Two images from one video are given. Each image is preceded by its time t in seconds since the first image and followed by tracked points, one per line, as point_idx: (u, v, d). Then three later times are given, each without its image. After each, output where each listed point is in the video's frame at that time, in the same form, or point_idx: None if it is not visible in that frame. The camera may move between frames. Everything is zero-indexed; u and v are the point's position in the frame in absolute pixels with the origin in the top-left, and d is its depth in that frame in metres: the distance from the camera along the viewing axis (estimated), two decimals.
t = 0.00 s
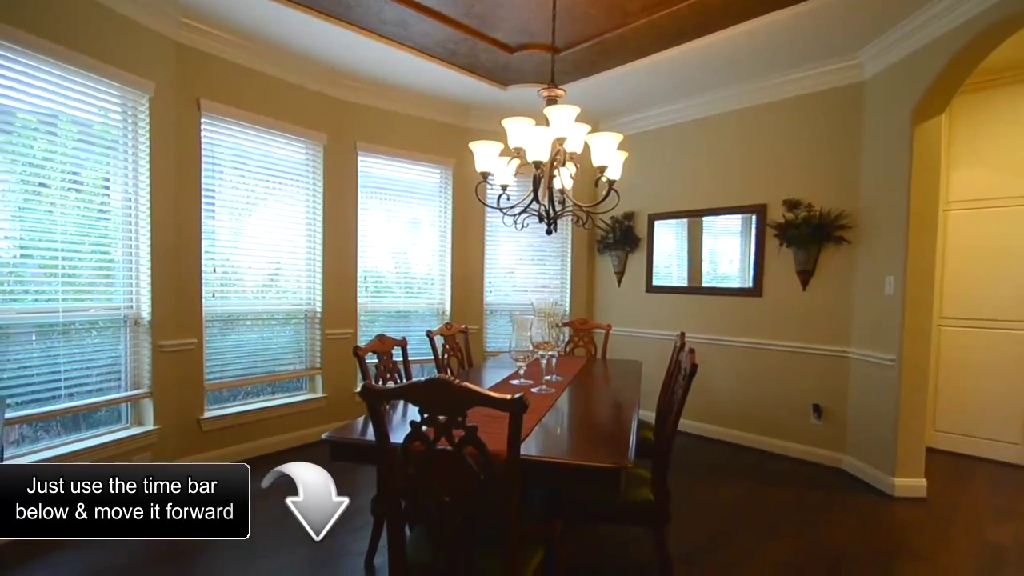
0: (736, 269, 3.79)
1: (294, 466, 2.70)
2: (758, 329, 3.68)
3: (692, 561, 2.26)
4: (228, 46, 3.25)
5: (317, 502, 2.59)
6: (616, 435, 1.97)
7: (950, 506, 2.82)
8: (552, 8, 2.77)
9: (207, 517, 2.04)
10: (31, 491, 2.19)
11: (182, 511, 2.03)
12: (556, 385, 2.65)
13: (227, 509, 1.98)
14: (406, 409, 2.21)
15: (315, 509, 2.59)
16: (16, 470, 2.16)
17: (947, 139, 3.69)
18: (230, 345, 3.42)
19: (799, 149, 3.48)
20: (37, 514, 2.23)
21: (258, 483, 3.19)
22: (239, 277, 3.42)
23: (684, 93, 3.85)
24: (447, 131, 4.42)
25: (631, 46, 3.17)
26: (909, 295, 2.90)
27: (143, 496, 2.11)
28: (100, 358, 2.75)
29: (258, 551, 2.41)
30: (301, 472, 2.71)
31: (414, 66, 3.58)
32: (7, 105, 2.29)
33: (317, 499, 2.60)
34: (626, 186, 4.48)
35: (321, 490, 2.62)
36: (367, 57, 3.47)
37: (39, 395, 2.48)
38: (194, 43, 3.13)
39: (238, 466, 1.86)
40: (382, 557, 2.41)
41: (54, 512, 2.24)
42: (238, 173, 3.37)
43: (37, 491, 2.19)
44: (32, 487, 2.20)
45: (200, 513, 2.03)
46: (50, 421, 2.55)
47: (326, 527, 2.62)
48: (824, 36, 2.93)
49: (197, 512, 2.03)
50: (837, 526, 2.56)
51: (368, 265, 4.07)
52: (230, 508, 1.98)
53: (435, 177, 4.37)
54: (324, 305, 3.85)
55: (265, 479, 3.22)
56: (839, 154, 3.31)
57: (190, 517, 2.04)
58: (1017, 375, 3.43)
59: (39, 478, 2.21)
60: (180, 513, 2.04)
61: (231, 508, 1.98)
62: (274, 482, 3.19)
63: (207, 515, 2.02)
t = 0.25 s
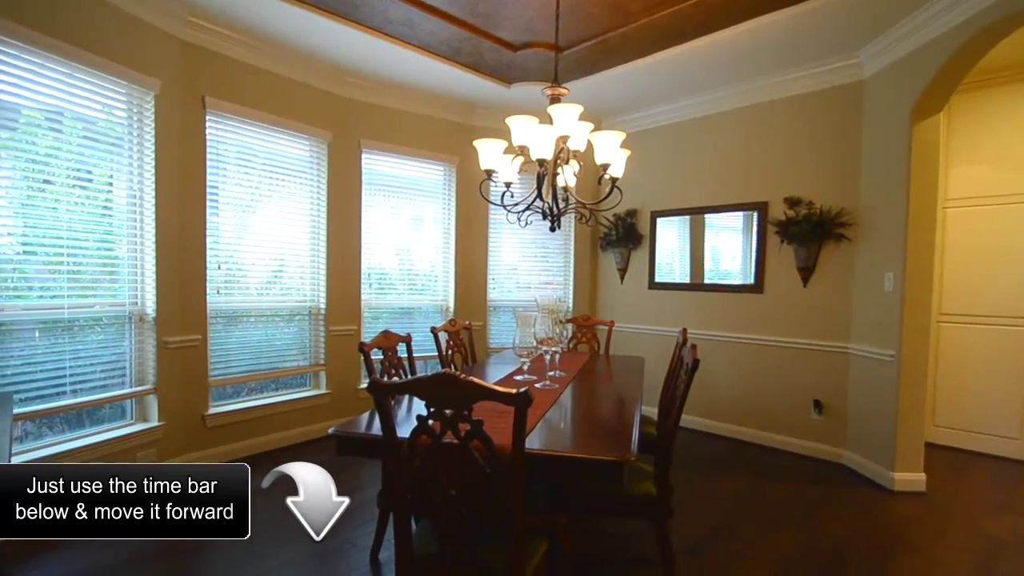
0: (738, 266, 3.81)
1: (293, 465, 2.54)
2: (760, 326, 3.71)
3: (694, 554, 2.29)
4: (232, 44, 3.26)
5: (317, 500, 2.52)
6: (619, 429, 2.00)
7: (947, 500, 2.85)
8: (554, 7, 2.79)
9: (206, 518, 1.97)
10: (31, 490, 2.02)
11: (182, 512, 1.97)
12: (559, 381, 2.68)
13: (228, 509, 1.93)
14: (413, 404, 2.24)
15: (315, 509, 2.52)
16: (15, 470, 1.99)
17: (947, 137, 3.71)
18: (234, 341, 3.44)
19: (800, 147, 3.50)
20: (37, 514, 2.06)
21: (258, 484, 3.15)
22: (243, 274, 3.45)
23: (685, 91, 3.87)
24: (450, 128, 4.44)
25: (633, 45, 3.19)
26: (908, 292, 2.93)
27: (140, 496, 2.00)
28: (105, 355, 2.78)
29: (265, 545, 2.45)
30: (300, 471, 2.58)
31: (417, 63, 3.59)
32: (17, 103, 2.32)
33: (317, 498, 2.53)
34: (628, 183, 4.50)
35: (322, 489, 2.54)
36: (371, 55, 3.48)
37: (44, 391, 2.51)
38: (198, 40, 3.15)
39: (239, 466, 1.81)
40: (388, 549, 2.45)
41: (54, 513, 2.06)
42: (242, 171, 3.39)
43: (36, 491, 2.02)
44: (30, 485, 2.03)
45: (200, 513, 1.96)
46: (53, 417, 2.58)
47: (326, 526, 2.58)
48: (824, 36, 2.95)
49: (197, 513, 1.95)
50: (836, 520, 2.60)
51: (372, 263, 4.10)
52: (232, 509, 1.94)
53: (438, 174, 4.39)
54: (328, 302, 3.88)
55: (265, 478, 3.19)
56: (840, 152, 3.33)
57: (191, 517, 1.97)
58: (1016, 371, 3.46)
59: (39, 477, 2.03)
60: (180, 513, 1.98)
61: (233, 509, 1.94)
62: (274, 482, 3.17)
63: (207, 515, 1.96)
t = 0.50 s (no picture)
0: (741, 264, 3.87)
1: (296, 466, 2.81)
2: (762, 323, 3.76)
3: (698, 545, 2.34)
4: (240, 43, 3.31)
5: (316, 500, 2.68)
6: (626, 423, 2.05)
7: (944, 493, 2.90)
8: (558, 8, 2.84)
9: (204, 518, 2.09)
10: (31, 491, 1.97)
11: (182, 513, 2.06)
12: (566, 376, 2.73)
13: (227, 509, 2.05)
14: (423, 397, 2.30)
15: (315, 509, 2.62)
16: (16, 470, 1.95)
17: (946, 136, 3.76)
18: (241, 338, 3.49)
19: (801, 147, 3.55)
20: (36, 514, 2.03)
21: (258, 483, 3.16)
22: (249, 271, 3.49)
23: (686, 91, 3.92)
24: (456, 127, 4.49)
25: (635, 45, 3.24)
26: (905, 289, 2.99)
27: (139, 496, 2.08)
28: (112, 351, 2.83)
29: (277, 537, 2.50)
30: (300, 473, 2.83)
31: (422, 62, 3.63)
32: (19, 101, 2.36)
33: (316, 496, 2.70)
34: (632, 182, 4.55)
35: (322, 489, 2.73)
36: (377, 54, 3.52)
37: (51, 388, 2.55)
38: (207, 39, 3.19)
39: (238, 466, 1.92)
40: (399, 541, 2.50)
41: (53, 513, 2.07)
42: (248, 169, 3.43)
43: (36, 491, 1.98)
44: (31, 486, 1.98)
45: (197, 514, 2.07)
46: (58, 415, 2.61)
47: (325, 528, 2.60)
48: (823, 37, 3.01)
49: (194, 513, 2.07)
50: (834, 511, 2.65)
51: (378, 260, 4.15)
52: (230, 509, 2.05)
53: (444, 173, 4.44)
54: (334, 299, 3.92)
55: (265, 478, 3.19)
56: (839, 152, 3.38)
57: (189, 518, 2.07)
58: (1015, 367, 3.51)
59: (40, 478, 1.99)
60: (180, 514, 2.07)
61: (231, 509, 2.05)
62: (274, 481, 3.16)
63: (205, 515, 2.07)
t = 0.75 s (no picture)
0: (752, 263, 3.89)
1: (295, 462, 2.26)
2: (771, 321, 3.79)
3: (705, 539, 2.38)
4: (255, 46, 3.39)
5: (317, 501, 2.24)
6: (634, 417, 2.10)
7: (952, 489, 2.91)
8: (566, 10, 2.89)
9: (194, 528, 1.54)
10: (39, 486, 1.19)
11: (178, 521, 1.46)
12: (575, 373, 2.78)
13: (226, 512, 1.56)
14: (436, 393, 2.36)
15: (314, 509, 2.23)
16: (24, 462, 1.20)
17: (954, 134, 3.76)
18: (256, 336, 3.57)
19: (809, 146, 3.57)
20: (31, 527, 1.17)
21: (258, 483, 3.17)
22: (264, 270, 3.57)
23: (693, 91, 3.95)
24: (467, 127, 4.55)
25: (644, 45, 3.28)
26: (912, 286, 3.01)
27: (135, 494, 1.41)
28: (132, 348, 2.92)
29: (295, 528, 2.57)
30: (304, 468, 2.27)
31: (433, 62, 3.69)
32: (36, 102, 2.44)
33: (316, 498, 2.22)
34: (641, 182, 4.58)
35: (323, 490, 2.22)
36: (388, 55, 3.59)
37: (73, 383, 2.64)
38: (223, 43, 3.28)
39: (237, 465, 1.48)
40: (413, 533, 2.57)
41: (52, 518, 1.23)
42: (262, 170, 3.52)
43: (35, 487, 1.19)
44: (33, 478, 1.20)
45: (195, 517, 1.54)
46: (79, 411, 2.69)
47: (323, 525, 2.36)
48: (829, 37, 3.03)
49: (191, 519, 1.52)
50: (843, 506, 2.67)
51: (390, 259, 4.22)
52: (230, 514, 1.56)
53: (455, 173, 4.50)
54: (346, 298, 4.00)
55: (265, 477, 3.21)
56: (847, 150, 3.40)
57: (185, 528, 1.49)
58: None
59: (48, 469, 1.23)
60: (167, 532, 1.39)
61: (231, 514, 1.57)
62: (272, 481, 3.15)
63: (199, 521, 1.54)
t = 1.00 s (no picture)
0: (770, 261, 3.88)
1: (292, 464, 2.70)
2: (787, 320, 3.78)
3: (715, 533, 2.42)
4: (280, 55, 3.54)
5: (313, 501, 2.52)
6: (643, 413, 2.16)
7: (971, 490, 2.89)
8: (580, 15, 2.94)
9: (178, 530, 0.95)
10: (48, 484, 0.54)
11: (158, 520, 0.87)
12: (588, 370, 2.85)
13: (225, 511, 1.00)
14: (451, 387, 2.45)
15: (311, 508, 2.50)
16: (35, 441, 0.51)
17: (973, 131, 3.70)
18: (282, 333, 3.72)
19: (825, 144, 3.56)
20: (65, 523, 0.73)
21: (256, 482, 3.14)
22: (289, 270, 3.72)
23: (709, 91, 3.96)
24: (484, 130, 4.63)
25: (659, 47, 3.30)
26: (930, 284, 2.98)
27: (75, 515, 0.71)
28: (167, 345, 3.08)
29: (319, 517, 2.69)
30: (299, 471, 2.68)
31: (451, 67, 3.78)
32: (80, 113, 2.58)
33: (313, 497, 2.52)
34: (657, 181, 4.61)
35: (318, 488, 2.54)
36: (408, 61, 3.69)
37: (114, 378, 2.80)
38: (250, 54, 3.43)
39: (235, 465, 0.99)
40: (429, 523, 2.67)
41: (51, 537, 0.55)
42: (288, 174, 3.66)
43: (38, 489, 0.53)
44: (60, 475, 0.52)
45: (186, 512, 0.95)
46: (117, 403, 2.85)
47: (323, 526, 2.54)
48: (846, 34, 3.02)
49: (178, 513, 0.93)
50: (860, 505, 2.67)
51: (410, 260, 4.34)
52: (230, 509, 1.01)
53: (472, 175, 4.59)
54: (368, 297, 4.13)
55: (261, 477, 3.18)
56: (864, 148, 3.38)
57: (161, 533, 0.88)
58: None
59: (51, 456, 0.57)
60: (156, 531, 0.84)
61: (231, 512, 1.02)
62: (271, 480, 3.15)
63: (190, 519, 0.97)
